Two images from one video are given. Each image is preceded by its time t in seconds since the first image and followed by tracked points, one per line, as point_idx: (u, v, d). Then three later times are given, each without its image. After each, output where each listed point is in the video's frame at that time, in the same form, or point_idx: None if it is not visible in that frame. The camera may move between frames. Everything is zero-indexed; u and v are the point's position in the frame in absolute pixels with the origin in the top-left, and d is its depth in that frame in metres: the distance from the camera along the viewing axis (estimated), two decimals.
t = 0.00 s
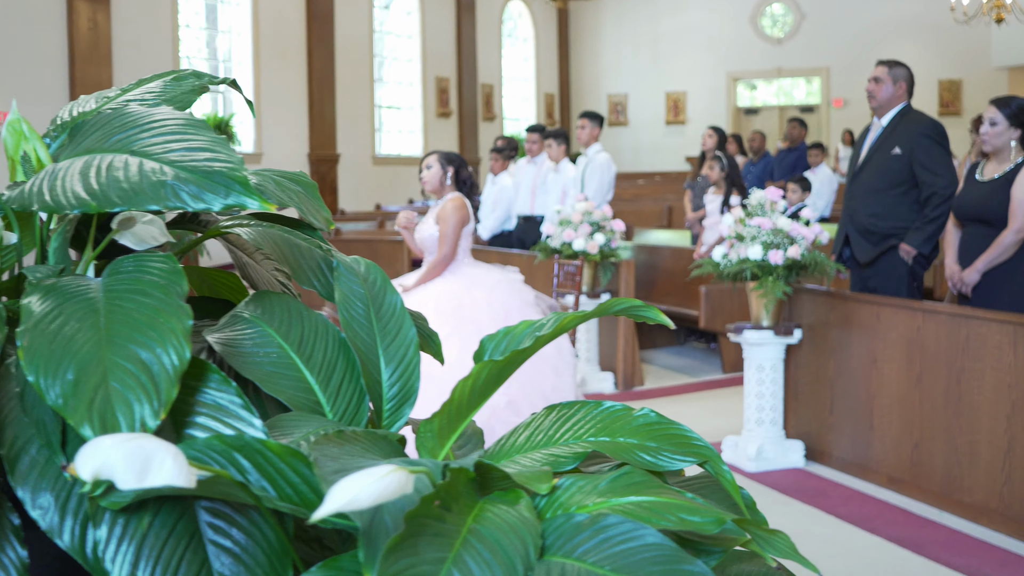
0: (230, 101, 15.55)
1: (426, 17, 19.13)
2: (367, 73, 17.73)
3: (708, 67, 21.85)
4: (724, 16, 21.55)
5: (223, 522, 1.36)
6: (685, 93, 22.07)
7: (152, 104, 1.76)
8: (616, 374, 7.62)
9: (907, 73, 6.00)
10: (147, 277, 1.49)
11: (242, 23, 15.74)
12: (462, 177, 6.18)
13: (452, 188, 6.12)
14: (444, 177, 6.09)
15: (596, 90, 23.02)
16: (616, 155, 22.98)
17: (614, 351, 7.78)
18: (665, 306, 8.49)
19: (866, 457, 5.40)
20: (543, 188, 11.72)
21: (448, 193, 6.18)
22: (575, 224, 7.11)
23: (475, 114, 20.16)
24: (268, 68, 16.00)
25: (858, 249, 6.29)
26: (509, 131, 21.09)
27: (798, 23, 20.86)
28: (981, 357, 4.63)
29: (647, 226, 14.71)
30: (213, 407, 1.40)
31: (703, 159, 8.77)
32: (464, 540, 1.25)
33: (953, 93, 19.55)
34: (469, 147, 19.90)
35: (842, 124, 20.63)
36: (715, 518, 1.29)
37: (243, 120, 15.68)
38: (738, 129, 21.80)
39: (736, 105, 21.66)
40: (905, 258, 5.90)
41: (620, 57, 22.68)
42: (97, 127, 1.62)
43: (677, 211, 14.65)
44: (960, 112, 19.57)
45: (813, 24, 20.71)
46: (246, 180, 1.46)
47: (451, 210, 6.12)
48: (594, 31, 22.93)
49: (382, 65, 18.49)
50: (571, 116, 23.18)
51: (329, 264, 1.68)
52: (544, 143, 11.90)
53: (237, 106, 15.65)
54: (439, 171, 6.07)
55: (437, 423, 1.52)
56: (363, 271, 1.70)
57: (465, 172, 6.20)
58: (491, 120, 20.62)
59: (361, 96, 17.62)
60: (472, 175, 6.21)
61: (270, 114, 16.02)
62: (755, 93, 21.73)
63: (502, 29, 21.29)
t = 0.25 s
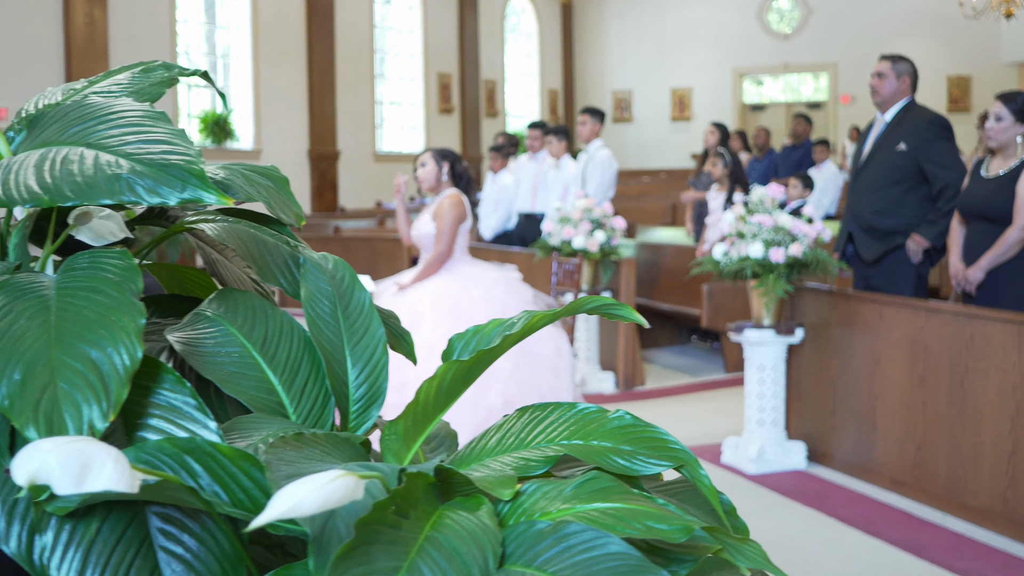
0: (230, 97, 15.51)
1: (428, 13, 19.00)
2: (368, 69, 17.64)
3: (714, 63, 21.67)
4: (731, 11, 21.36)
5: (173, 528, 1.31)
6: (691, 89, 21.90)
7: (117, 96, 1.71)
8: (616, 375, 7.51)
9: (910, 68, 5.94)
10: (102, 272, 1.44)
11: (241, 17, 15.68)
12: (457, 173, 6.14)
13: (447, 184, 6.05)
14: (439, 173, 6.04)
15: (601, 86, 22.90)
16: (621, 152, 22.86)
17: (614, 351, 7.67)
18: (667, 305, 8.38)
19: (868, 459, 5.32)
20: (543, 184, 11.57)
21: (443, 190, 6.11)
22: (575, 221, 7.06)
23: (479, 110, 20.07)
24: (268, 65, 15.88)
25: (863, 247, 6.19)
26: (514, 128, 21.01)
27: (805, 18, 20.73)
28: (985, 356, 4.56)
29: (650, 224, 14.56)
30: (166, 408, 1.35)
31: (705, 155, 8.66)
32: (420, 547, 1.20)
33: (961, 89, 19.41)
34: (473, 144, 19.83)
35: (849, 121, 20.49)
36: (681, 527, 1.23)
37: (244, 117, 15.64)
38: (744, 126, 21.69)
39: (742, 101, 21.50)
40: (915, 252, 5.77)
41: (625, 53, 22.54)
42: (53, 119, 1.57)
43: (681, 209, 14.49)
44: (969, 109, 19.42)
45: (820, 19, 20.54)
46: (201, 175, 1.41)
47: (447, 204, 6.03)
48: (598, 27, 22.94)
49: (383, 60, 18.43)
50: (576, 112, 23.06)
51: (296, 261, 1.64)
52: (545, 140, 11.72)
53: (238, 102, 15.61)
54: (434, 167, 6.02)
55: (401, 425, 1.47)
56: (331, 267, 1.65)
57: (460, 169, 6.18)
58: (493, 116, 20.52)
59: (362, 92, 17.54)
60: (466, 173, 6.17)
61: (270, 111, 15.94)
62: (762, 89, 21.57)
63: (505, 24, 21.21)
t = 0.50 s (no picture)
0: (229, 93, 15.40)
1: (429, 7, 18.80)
2: (369, 65, 17.50)
3: (720, 59, 21.44)
4: (737, 7, 21.10)
5: (118, 537, 1.24)
6: (697, 85, 21.67)
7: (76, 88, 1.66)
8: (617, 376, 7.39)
9: (914, 62, 5.85)
10: (50, 272, 1.38)
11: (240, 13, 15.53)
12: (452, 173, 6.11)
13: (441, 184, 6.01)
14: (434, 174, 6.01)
15: (605, 82, 22.68)
16: (626, 148, 22.66)
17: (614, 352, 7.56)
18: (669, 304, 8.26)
19: (871, 461, 5.23)
20: (544, 181, 11.34)
21: (439, 189, 6.06)
22: (574, 219, 7.00)
23: (482, 107, 19.91)
24: (268, 60, 15.80)
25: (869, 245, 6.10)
26: (517, 124, 20.85)
27: (813, 13, 20.42)
28: (989, 357, 4.49)
29: (654, 221, 14.19)
30: (113, 412, 1.30)
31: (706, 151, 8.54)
32: (370, 560, 1.15)
33: (970, 85, 19.22)
34: (475, 141, 19.70)
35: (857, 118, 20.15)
36: (644, 539, 1.18)
37: (242, 113, 15.58)
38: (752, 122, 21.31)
39: (750, 97, 21.14)
40: (923, 254, 5.71)
41: (630, 48, 22.31)
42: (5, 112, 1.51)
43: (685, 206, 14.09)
44: (979, 105, 19.13)
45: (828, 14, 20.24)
46: (152, 170, 1.36)
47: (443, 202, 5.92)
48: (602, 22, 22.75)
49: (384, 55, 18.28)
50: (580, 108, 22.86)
51: (258, 259, 1.58)
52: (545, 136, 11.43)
53: (238, 99, 15.56)
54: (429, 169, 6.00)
55: (361, 430, 1.42)
56: (294, 266, 1.60)
57: (454, 167, 6.18)
58: (496, 112, 20.35)
59: (362, 88, 17.39)
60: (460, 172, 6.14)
61: (270, 107, 15.85)
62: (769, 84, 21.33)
63: (508, 20, 21.01)
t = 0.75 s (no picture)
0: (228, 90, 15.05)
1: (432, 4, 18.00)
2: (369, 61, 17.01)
3: (727, 54, 20.84)
4: (747, 2, 20.49)
5: (58, 555, 1.13)
6: (703, 81, 20.89)
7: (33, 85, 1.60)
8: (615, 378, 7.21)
9: (918, 57, 5.65)
10: None
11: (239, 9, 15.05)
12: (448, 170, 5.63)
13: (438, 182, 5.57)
14: (431, 170, 5.54)
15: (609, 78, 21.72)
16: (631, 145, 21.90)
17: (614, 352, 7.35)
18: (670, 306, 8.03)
19: (874, 464, 5.05)
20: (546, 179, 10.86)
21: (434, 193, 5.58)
22: (575, 218, 6.85)
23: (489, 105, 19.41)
24: (268, 59, 15.29)
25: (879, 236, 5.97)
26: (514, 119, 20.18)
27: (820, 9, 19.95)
28: (994, 358, 4.34)
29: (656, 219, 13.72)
30: (56, 422, 1.24)
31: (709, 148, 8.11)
32: None
33: (980, 81, 18.72)
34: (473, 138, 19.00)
35: (866, 115, 19.66)
36: (602, 557, 1.12)
37: (240, 108, 15.09)
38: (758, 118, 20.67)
39: (756, 93, 20.63)
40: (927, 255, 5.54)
41: (635, 42, 21.47)
42: None
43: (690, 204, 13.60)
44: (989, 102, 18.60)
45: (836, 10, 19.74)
46: (99, 169, 1.30)
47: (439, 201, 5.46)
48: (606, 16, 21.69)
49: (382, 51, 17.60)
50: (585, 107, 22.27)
51: (217, 260, 1.52)
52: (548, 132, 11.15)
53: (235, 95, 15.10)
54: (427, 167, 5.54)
55: (317, 440, 1.36)
56: (256, 269, 1.53)
57: (449, 169, 5.64)
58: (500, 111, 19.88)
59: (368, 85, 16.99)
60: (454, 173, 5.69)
61: (268, 102, 15.38)
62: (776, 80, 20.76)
63: (512, 16, 20.36)
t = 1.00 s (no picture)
0: (233, 85, 11.07)
1: None
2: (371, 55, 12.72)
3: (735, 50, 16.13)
4: None
5: None
6: (710, 75, 16.23)
7: None
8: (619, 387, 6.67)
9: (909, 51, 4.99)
10: None
11: None
12: (445, 165, 4.08)
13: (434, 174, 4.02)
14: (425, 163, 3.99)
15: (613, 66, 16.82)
16: (634, 147, 16.88)
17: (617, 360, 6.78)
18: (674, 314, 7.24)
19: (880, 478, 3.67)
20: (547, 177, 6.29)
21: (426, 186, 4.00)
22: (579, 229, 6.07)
23: (487, 99, 14.60)
24: (268, 55, 11.29)
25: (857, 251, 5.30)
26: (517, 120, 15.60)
27: None
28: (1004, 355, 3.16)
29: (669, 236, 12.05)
30: None
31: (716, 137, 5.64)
32: None
33: (992, 77, 14.77)
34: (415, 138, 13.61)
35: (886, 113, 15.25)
36: None
37: (241, 101, 11.13)
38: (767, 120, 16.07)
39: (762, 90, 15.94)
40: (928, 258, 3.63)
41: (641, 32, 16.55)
42: None
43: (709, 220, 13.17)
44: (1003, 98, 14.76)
45: None
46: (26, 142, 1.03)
47: (433, 196, 3.92)
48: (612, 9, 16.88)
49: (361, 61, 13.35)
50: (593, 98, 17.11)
51: (172, 268, 1.35)
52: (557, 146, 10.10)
53: (237, 89, 11.10)
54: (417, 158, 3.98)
55: (269, 459, 1.24)
56: (210, 277, 1.35)
57: (447, 162, 4.07)
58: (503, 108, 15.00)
59: (355, 79, 12.43)
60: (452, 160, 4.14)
61: (265, 94, 11.32)
62: (795, 71, 15.89)
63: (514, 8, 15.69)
